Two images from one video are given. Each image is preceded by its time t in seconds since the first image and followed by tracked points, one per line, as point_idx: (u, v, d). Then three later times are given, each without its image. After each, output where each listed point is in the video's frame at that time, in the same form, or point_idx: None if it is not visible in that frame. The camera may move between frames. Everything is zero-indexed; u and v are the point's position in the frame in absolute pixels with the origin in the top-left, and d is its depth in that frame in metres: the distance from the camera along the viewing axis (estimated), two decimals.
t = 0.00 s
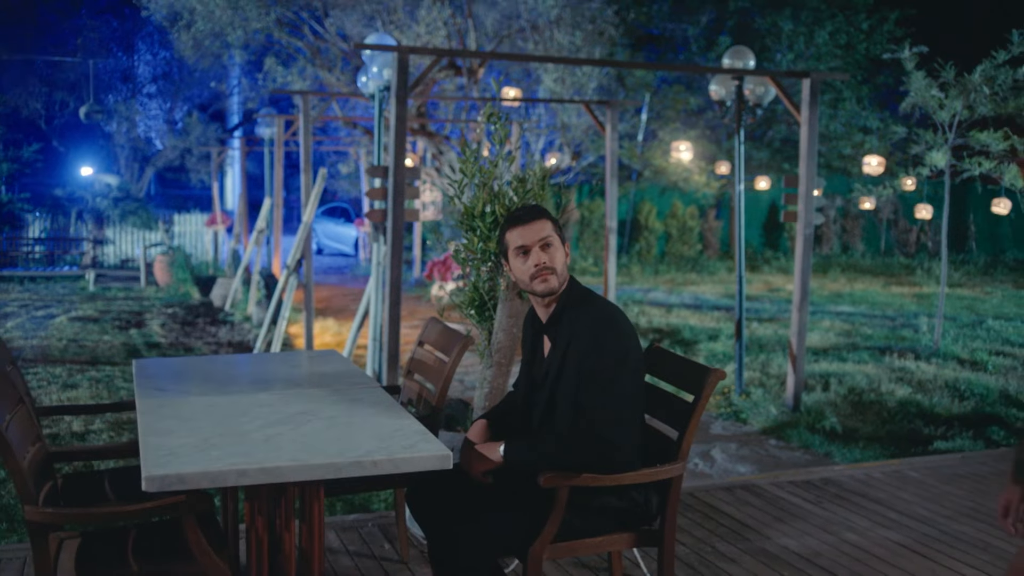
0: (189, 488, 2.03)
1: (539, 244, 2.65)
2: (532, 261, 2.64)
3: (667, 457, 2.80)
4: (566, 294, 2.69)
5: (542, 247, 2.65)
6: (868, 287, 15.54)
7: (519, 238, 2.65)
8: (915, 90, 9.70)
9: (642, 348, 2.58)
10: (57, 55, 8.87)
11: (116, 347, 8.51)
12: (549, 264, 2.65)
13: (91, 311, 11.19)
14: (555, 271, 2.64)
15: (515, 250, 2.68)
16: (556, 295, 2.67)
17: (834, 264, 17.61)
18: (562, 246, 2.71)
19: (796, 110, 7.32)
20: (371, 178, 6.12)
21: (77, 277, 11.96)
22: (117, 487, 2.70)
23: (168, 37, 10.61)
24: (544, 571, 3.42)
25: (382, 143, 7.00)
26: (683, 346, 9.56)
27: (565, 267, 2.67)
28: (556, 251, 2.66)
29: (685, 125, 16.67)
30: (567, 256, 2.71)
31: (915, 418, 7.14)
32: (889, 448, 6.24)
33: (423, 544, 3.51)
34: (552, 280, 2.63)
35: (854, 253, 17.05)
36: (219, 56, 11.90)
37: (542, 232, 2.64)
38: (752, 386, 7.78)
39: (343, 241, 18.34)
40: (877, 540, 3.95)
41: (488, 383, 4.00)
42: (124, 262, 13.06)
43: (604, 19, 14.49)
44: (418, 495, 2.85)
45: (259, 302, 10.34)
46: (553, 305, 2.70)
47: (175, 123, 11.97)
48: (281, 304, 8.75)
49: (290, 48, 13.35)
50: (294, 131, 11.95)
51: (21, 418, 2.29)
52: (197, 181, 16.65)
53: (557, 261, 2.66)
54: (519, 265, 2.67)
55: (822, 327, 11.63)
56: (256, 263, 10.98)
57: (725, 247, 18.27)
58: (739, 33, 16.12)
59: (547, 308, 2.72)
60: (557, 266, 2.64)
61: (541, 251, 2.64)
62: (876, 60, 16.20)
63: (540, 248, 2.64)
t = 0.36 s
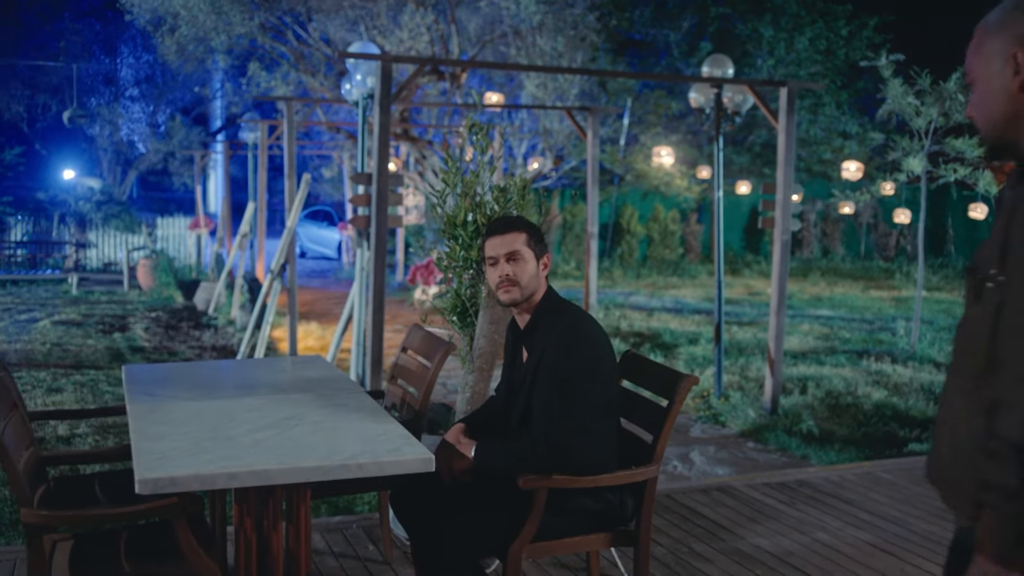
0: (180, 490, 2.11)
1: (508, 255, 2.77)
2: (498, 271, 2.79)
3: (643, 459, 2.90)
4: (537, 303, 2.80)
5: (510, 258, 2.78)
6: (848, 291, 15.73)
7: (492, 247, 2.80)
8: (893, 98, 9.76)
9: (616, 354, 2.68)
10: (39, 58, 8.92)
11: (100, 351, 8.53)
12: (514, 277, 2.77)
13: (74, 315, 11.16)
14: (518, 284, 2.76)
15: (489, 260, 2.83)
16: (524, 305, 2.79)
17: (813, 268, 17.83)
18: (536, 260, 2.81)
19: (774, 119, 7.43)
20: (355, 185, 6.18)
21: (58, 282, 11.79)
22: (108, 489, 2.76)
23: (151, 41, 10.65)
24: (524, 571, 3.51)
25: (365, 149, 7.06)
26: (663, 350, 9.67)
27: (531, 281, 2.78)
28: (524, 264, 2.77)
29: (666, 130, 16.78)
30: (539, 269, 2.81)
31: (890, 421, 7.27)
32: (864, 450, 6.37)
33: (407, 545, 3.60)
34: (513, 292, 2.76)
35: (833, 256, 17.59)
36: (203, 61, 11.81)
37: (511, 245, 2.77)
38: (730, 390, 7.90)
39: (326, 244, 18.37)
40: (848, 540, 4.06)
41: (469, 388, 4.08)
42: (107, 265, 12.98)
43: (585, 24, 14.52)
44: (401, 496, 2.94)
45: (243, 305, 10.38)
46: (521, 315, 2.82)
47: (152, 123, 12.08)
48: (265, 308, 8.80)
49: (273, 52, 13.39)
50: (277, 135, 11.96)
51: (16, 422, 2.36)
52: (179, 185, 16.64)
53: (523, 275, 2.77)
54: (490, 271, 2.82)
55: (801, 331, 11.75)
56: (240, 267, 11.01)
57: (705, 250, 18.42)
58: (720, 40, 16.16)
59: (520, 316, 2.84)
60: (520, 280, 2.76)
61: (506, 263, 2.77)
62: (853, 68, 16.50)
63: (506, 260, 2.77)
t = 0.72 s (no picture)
0: (184, 487, 2.19)
1: (489, 268, 2.86)
2: (480, 282, 2.88)
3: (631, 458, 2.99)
4: (521, 312, 2.90)
5: (492, 271, 2.86)
6: (837, 293, 15.87)
7: (474, 259, 2.88)
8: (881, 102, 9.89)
9: (600, 358, 2.77)
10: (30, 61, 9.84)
11: (95, 354, 8.60)
12: (494, 288, 2.87)
13: (68, 318, 11.18)
14: (499, 296, 2.86)
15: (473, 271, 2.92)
16: (506, 314, 2.90)
17: (803, 270, 17.97)
18: (519, 270, 2.89)
19: (762, 124, 7.53)
20: (348, 190, 6.26)
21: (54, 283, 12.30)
22: (111, 488, 2.84)
23: (144, 46, 10.74)
24: (516, 567, 3.60)
25: (359, 154, 7.13)
26: (653, 352, 9.76)
27: (512, 292, 2.87)
28: (505, 276, 2.85)
29: (657, 133, 16.89)
30: (522, 279, 2.90)
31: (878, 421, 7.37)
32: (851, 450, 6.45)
33: (402, 543, 3.68)
34: (495, 303, 2.87)
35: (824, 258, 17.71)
36: (198, 67, 11.79)
37: (492, 258, 2.84)
38: (720, 391, 8.00)
39: (319, 247, 18.44)
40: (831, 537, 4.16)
41: (463, 390, 4.18)
42: (100, 270, 13.09)
43: (576, 29, 14.48)
44: (397, 494, 3.02)
45: (236, 308, 10.45)
46: (505, 324, 2.93)
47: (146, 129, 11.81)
48: (259, 311, 8.88)
49: (266, 57, 13.50)
50: (271, 140, 11.99)
51: (24, 425, 2.43)
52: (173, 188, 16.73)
53: (503, 287, 2.86)
54: (473, 281, 2.92)
55: (791, 333, 11.84)
56: (233, 271, 11.08)
57: (696, 252, 18.54)
58: (710, 43, 16.22)
59: (506, 323, 2.94)
60: (500, 292, 2.85)
61: (487, 275, 2.86)
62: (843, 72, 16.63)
63: (487, 272, 2.85)
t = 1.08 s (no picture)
0: (195, 483, 2.27)
1: (491, 277, 2.90)
2: (483, 292, 2.92)
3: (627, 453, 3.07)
4: (520, 316, 2.95)
5: (494, 280, 2.91)
6: (834, 293, 15.94)
7: (475, 269, 2.91)
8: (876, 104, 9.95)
9: (596, 358, 2.84)
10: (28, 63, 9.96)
11: (96, 356, 8.66)
12: (498, 297, 2.91)
13: (68, 321, 11.21)
14: (503, 304, 2.91)
15: (473, 280, 2.95)
16: (508, 321, 2.95)
17: (798, 270, 18.05)
18: (519, 278, 2.95)
19: (756, 126, 7.61)
20: (348, 193, 6.33)
21: (53, 286, 12.13)
22: (120, 486, 2.91)
23: (142, 49, 10.84)
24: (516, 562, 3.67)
25: (358, 158, 7.20)
26: (650, 353, 9.84)
27: (514, 298, 2.92)
28: (508, 285, 2.90)
29: (653, 134, 16.99)
30: (521, 285, 2.96)
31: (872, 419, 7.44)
32: (846, 447, 6.52)
33: (403, 540, 3.76)
34: (500, 312, 2.91)
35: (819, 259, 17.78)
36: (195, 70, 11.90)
37: (494, 268, 2.89)
38: (716, 390, 8.09)
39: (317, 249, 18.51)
40: (825, 532, 4.23)
41: (462, 389, 4.25)
42: (98, 272, 13.36)
43: (572, 32, 14.56)
44: (399, 490, 3.10)
45: (236, 310, 10.53)
46: (506, 330, 2.99)
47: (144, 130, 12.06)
48: (258, 313, 8.94)
49: (264, 60, 13.58)
50: (269, 143, 12.03)
51: (39, 423, 2.50)
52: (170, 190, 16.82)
53: (506, 295, 2.91)
54: (474, 290, 2.95)
55: (786, 332, 11.92)
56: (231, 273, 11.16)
57: (693, 253, 18.64)
58: (706, 44, 16.33)
59: (505, 327, 3.00)
60: (505, 300, 2.90)
61: (491, 285, 2.90)
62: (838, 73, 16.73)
63: (490, 282, 2.89)
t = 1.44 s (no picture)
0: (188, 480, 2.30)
1: (488, 273, 2.95)
2: (480, 287, 2.96)
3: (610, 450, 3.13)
4: (511, 313, 3.00)
5: (491, 276, 2.96)
6: (813, 291, 16.09)
7: (471, 265, 2.96)
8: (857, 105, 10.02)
9: (582, 356, 2.90)
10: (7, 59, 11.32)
11: (78, 355, 8.63)
12: (496, 292, 2.97)
13: (48, 319, 11.18)
14: (500, 299, 2.96)
15: (468, 277, 2.99)
16: (502, 317, 3.00)
17: (778, 269, 18.20)
18: (511, 273, 3.02)
19: (737, 126, 7.67)
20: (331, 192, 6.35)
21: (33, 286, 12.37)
22: (110, 483, 2.94)
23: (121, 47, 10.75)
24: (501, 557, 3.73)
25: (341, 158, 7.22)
26: (631, 350, 9.92)
27: (507, 294, 2.98)
28: (504, 280, 2.97)
29: (634, 133, 17.09)
30: (514, 281, 3.03)
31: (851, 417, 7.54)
32: (825, 444, 6.60)
33: (389, 536, 3.80)
34: (497, 307, 2.96)
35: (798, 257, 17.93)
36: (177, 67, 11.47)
37: (490, 263, 2.95)
38: (697, 388, 8.18)
39: (299, 247, 18.49)
40: (804, 527, 4.32)
41: (447, 387, 4.29)
42: (79, 270, 13.36)
43: (555, 31, 14.53)
44: (386, 487, 3.14)
45: (218, 308, 10.54)
46: (496, 327, 3.03)
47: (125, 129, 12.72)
48: (242, 312, 8.94)
49: (246, 58, 13.61)
50: (251, 142, 12.00)
51: (31, 422, 2.53)
52: (151, 188, 16.77)
53: (503, 290, 2.97)
54: (470, 287, 3.00)
55: (767, 330, 12.03)
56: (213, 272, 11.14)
57: (673, 251, 18.79)
58: (687, 44, 16.44)
59: (494, 325, 3.04)
60: (502, 295, 2.96)
61: (488, 280, 2.95)
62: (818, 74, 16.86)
63: (488, 277, 2.95)
